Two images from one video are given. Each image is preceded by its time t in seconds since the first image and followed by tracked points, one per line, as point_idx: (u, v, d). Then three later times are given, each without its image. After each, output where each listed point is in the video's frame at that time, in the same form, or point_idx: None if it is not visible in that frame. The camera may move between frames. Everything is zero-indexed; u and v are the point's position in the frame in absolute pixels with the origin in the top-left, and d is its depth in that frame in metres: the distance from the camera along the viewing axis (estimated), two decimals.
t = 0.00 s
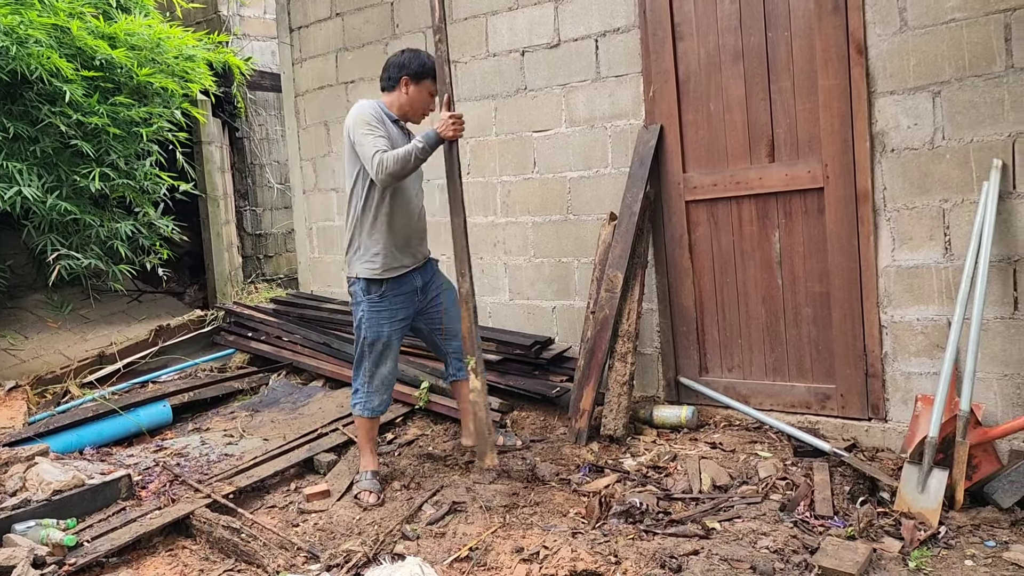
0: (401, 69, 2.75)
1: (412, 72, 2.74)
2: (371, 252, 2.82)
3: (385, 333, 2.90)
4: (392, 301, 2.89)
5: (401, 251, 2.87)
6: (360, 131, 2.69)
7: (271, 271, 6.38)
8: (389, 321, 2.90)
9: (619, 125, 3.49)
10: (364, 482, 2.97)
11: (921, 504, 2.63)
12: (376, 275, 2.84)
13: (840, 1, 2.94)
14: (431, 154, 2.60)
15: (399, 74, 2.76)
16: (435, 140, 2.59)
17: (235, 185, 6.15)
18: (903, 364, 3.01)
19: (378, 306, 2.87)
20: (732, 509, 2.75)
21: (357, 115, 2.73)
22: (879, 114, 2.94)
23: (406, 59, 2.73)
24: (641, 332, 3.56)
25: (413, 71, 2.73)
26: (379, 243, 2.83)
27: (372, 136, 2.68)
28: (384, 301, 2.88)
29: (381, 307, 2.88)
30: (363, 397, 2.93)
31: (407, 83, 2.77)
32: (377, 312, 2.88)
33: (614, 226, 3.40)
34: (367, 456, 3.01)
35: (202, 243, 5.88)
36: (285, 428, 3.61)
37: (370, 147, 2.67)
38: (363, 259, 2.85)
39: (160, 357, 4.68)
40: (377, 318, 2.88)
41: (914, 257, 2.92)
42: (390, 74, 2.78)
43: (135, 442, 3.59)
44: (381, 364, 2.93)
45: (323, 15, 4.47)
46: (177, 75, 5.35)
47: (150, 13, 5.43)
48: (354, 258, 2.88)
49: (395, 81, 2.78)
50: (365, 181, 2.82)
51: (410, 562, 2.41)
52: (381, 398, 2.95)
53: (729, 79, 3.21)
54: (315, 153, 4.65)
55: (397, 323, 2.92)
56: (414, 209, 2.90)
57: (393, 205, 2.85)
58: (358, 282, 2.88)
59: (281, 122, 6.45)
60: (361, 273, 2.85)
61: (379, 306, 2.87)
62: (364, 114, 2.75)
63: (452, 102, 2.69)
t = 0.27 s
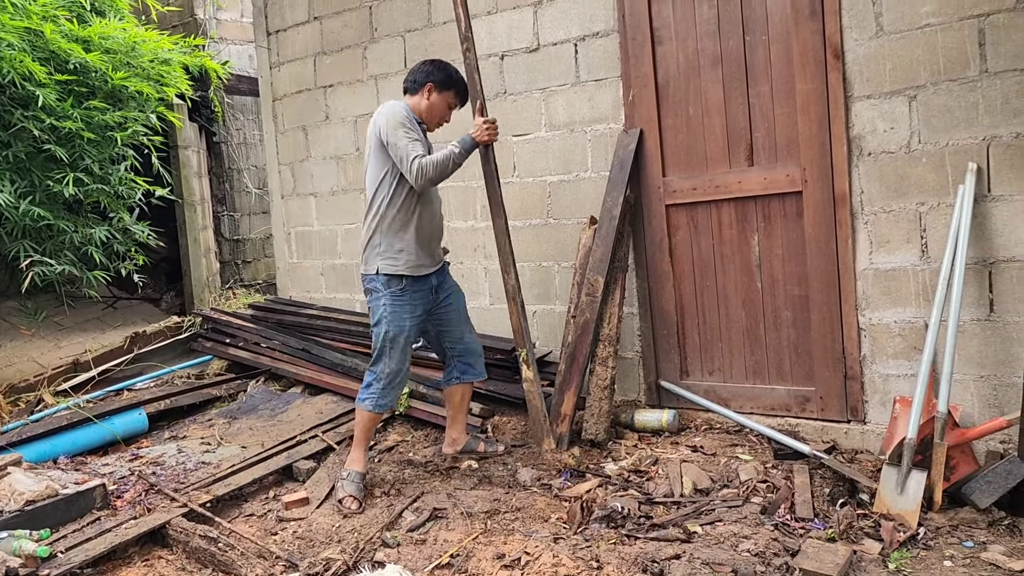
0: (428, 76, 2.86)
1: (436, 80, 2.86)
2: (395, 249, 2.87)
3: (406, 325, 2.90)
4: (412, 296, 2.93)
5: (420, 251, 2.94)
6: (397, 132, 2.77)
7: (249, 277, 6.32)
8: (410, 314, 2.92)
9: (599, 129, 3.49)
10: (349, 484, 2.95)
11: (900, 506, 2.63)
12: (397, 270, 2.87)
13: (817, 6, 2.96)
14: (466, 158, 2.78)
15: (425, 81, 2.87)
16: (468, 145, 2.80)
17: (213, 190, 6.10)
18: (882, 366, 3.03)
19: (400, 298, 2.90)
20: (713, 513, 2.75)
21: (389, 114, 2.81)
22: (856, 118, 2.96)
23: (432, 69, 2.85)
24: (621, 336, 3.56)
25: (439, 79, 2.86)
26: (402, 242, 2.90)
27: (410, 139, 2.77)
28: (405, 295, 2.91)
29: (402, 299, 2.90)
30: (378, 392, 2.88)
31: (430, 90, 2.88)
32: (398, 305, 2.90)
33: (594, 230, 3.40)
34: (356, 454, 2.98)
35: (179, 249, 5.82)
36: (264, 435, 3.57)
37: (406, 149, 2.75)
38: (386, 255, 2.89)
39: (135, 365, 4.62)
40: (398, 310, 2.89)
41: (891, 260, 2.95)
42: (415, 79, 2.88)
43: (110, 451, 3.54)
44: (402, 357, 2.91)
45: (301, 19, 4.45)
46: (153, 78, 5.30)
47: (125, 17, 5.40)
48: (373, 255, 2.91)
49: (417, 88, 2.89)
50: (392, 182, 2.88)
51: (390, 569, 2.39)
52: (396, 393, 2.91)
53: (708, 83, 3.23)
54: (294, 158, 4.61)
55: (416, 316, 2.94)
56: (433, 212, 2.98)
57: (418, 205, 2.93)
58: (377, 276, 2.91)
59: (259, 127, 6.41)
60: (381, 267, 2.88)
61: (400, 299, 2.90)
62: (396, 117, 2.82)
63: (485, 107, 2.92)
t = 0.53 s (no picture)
0: (432, 72, 2.86)
1: (439, 78, 2.86)
2: (408, 242, 2.88)
3: (434, 312, 2.91)
4: (430, 286, 2.95)
5: (431, 244, 2.96)
6: (412, 127, 2.78)
7: (235, 284, 6.31)
8: (433, 301, 2.93)
9: (586, 135, 3.50)
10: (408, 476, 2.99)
11: (888, 511, 2.64)
12: (411, 262, 2.88)
13: (803, 14, 2.97)
14: (484, 151, 2.83)
15: (424, 77, 2.87)
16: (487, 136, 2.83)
17: (198, 197, 6.06)
18: (869, 372, 3.04)
19: (421, 287, 2.92)
20: (702, 519, 2.75)
21: (399, 107, 2.82)
22: (841, 124, 2.98)
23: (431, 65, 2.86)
24: (609, 342, 3.56)
25: (439, 76, 2.86)
26: (415, 235, 2.91)
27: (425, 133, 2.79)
28: (423, 286, 2.93)
29: (423, 289, 2.92)
30: (419, 381, 2.86)
31: (430, 86, 2.87)
32: (421, 294, 2.90)
33: (582, 236, 3.40)
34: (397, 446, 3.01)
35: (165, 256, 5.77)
36: (250, 444, 3.55)
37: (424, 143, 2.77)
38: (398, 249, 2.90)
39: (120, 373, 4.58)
40: (422, 299, 2.90)
41: (877, 266, 2.96)
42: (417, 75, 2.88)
43: (95, 461, 3.50)
44: (435, 344, 2.88)
45: (286, 25, 4.44)
46: (137, 85, 5.26)
47: (111, 23, 5.34)
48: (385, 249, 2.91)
49: (417, 84, 2.88)
50: (403, 176, 2.89)
51: None
52: (436, 382, 2.89)
53: (694, 90, 3.24)
54: (279, 165, 4.60)
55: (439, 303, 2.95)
56: (440, 204, 3.01)
57: (427, 200, 2.96)
58: (392, 270, 2.90)
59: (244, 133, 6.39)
60: (397, 261, 2.88)
61: (420, 290, 2.91)
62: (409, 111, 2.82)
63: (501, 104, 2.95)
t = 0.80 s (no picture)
0: (411, 74, 2.87)
1: (418, 79, 2.88)
2: (413, 252, 2.88)
3: (432, 327, 2.93)
4: (432, 297, 2.96)
5: (433, 253, 2.97)
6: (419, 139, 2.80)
7: (220, 291, 6.28)
8: (431, 314, 2.94)
9: (572, 143, 3.52)
10: (407, 486, 3.04)
11: (872, 516, 2.66)
12: (417, 272, 2.88)
13: (786, 23, 3.01)
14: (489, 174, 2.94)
15: (407, 80, 2.88)
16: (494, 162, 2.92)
17: (183, 204, 6.05)
18: (852, 378, 3.06)
19: (423, 301, 2.91)
20: (688, 525, 2.76)
21: (402, 118, 2.81)
22: (824, 132, 3.01)
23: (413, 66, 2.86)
24: (596, 349, 3.57)
25: (420, 78, 2.88)
26: (419, 246, 2.91)
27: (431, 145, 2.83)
28: (425, 298, 2.93)
29: (424, 302, 2.92)
30: (412, 397, 2.92)
31: (413, 89, 2.89)
32: (421, 308, 2.91)
33: (568, 243, 3.41)
34: (399, 457, 3.09)
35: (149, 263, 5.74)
36: (236, 452, 3.53)
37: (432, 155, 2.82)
38: (403, 259, 2.88)
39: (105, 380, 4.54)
40: (422, 313, 2.90)
41: (860, 272, 2.99)
42: (401, 77, 2.89)
43: (78, 469, 3.48)
44: (431, 358, 2.93)
45: (272, 32, 4.44)
46: (122, 91, 5.24)
47: (94, 29, 5.34)
48: (389, 259, 2.88)
49: (400, 88, 2.90)
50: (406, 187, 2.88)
51: None
52: (430, 395, 2.97)
53: (679, 98, 3.26)
54: (265, 171, 4.59)
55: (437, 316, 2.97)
56: (439, 213, 3.02)
57: (429, 209, 2.96)
58: (396, 280, 2.88)
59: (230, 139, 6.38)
60: (402, 271, 2.86)
61: (422, 301, 2.91)
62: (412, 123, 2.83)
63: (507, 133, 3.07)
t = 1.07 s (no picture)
0: (384, 80, 2.85)
1: (393, 82, 2.88)
2: (396, 255, 2.87)
3: (410, 331, 2.92)
4: (411, 301, 2.95)
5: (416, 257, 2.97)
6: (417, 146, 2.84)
7: (201, 295, 6.24)
8: (412, 319, 2.93)
9: (554, 147, 3.53)
10: (388, 491, 3.03)
11: (851, 518, 2.68)
12: (399, 275, 2.87)
13: (765, 28, 3.03)
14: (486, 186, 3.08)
15: (383, 89, 2.88)
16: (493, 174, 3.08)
17: (163, 207, 6.01)
18: (831, 380, 3.09)
19: (403, 305, 2.90)
20: (669, 528, 2.77)
21: (399, 124, 2.83)
22: (803, 137, 3.03)
23: (385, 69, 2.84)
24: (578, 352, 3.58)
25: (392, 79, 2.86)
26: (402, 250, 2.90)
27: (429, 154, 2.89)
28: (405, 301, 2.91)
29: (404, 305, 2.91)
30: (389, 401, 2.93)
31: (392, 93, 2.89)
32: (400, 312, 2.89)
33: (550, 247, 3.42)
34: (380, 462, 3.07)
35: (128, 267, 5.69)
36: (216, 457, 3.50)
37: (428, 163, 2.87)
38: (387, 262, 2.87)
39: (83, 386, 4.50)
40: (401, 317, 2.89)
41: (840, 276, 3.01)
42: (373, 88, 2.86)
43: (55, 476, 3.43)
44: (408, 363, 2.93)
45: (253, 35, 4.42)
46: (101, 94, 5.22)
47: (73, 31, 5.28)
48: (371, 261, 2.87)
49: (380, 98, 2.90)
50: (396, 192, 2.87)
51: None
52: (407, 399, 2.97)
53: (660, 102, 3.28)
54: (246, 174, 4.56)
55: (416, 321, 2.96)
56: (425, 220, 3.01)
57: (416, 215, 2.96)
58: (377, 283, 2.87)
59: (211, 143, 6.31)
60: (384, 273, 2.85)
61: (402, 305, 2.90)
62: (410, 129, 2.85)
63: (503, 151, 3.26)
